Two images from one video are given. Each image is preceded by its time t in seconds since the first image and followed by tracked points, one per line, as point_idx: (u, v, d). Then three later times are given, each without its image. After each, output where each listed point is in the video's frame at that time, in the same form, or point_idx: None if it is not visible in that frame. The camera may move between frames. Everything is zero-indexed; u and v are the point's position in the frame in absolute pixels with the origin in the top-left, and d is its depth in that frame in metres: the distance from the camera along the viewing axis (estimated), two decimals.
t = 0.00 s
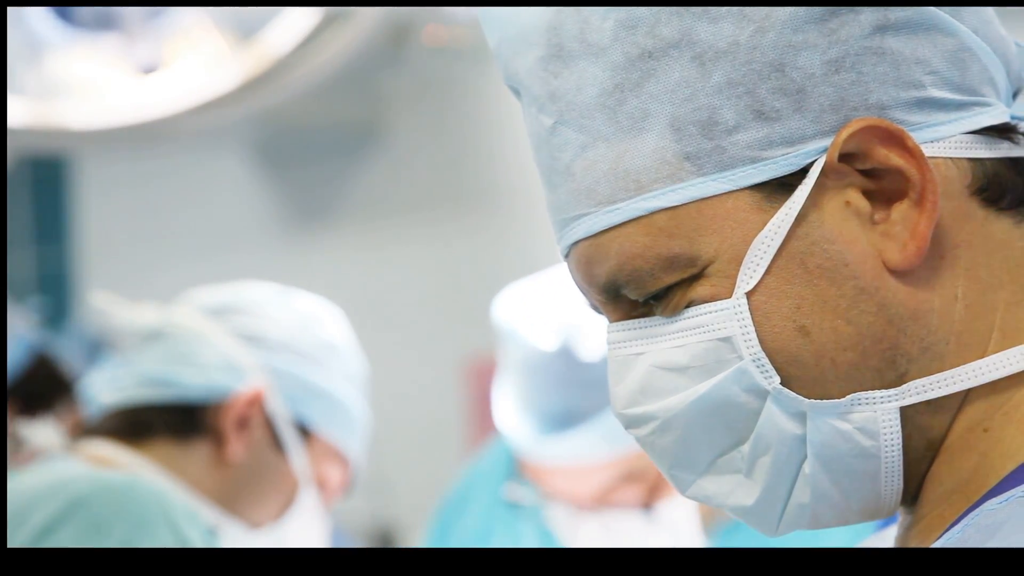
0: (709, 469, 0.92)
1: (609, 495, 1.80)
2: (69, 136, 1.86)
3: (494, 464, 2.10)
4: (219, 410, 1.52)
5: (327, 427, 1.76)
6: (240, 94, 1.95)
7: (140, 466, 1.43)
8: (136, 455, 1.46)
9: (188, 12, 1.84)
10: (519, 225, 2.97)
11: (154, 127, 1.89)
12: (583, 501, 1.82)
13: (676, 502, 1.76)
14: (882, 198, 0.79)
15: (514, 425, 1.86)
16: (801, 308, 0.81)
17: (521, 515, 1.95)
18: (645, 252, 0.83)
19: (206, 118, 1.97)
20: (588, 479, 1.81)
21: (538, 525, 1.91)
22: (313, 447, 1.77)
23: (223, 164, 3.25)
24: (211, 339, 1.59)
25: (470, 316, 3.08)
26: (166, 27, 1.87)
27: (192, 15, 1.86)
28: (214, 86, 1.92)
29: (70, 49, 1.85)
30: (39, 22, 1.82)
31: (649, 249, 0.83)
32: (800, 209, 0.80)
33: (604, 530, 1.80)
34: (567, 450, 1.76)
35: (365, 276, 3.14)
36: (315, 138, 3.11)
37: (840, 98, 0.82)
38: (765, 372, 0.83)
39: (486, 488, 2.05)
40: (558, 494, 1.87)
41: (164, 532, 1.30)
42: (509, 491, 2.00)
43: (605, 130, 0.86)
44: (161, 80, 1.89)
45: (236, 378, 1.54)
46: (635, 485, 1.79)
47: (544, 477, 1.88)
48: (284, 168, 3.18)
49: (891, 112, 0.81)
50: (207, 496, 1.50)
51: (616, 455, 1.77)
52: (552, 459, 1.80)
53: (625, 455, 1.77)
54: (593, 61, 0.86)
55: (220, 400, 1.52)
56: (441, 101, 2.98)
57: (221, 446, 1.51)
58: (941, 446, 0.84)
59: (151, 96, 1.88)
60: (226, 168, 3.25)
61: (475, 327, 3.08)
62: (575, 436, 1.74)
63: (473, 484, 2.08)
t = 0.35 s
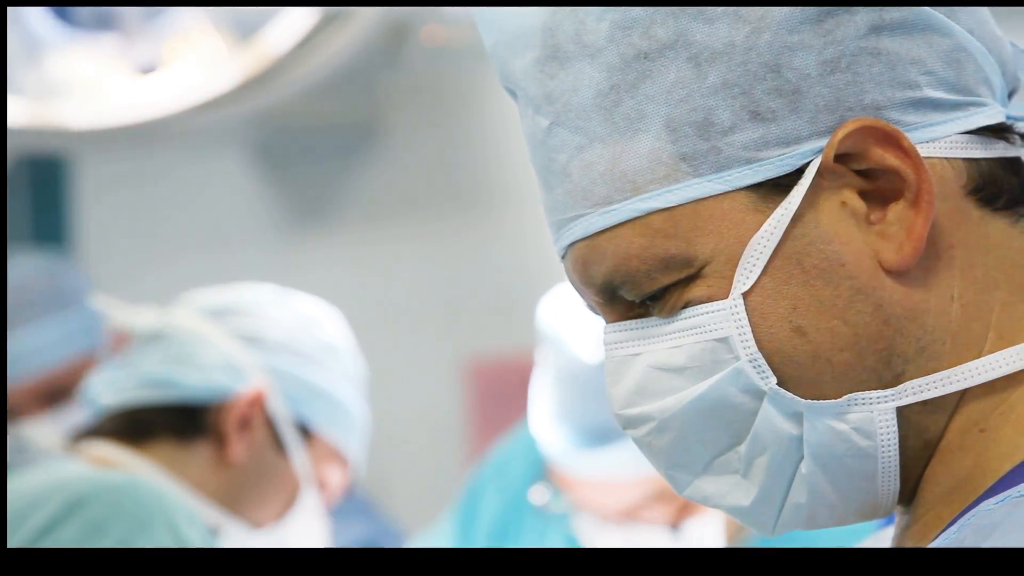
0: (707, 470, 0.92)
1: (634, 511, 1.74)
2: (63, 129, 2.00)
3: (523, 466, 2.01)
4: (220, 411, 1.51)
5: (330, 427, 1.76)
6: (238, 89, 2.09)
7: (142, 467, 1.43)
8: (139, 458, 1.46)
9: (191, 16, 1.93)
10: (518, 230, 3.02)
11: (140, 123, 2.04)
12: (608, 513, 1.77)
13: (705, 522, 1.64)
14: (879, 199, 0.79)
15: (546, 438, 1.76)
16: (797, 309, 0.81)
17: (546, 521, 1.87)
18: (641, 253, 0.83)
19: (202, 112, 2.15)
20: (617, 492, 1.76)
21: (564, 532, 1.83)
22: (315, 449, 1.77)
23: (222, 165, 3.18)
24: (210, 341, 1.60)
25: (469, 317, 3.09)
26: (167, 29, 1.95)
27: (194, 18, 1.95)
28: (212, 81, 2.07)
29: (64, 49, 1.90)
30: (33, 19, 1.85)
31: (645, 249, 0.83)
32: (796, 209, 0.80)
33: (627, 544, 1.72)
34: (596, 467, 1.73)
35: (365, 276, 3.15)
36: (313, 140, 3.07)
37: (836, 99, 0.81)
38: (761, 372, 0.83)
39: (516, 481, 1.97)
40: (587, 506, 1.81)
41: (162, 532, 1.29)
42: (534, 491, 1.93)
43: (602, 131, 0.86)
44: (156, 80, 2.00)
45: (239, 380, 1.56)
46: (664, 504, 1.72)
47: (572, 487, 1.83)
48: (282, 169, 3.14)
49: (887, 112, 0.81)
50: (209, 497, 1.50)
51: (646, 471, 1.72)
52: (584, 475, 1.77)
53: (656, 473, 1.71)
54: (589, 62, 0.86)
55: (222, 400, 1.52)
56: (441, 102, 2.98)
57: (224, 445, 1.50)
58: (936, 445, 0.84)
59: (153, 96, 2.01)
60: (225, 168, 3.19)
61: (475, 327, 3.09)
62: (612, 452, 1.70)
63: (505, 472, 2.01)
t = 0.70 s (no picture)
0: (705, 470, 0.92)
1: (610, 503, 1.71)
2: (64, 132, 2.35)
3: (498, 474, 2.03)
4: (220, 412, 1.51)
5: (325, 426, 1.76)
6: (235, 92, 2.39)
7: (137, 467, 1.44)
8: (135, 454, 1.46)
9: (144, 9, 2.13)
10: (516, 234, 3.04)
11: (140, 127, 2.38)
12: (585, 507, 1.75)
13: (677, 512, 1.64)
14: (878, 198, 0.79)
15: (522, 434, 1.80)
16: (797, 309, 0.81)
17: (521, 523, 1.88)
18: (640, 253, 0.83)
19: (205, 117, 2.46)
20: (591, 487, 1.73)
21: (539, 533, 1.85)
22: (313, 448, 1.76)
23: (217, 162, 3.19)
24: (208, 342, 1.60)
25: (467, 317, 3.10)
26: (162, 31, 2.21)
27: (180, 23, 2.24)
28: (210, 85, 2.38)
29: (66, 48, 2.20)
30: (38, 22, 2.13)
31: (644, 249, 0.83)
32: (795, 209, 0.80)
33: (606, 541, 1.70)
34: (571, 458, 1.70)
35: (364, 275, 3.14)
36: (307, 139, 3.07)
37: (835, 98, 0.81)
38: (760, 371, 0.83)
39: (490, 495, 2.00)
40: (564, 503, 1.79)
41: (157, 535, 1.28)
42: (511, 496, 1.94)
43: (601, 131, 0.85)
44: (156, 79, 2.33)
45: (237, 379, 1.56)
46: (639, 496, 1.69)
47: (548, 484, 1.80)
48: (277, 166, 3.12)
49: (886, 112, 0.81)
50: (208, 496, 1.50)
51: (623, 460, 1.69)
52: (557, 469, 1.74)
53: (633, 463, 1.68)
54: (588, 62, 0.86)
55: (221, 400, 1.52)
56: (437, 102, 2.98)
57: (223, 445, 1.50)
58: (935, 445, 0.84)
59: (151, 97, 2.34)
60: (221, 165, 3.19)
61: (472, 327, 3.10)
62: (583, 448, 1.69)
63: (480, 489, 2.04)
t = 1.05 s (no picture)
0: (704, 469, 0.93)
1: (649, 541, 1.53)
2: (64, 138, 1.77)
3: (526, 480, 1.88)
4: (218, 411, 1.51)
5: (323, 425, 1.76)
6: (235, 94, 1.76)
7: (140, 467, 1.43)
8: (135, 456, 1.46)
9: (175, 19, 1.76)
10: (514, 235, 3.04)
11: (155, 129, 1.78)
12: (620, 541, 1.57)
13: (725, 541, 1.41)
14: (876, 198, 0.79)
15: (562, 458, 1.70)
16: (795, 309, 0.81)
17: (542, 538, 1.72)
18: (638, 254, 0.83)
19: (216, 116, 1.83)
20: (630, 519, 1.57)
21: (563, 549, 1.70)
22: (311, 448, 1.77)
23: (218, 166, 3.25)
24: (207, 342, 1.60)
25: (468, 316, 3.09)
26: (164, 27, 1.77)
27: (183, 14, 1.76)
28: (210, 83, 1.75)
29: (64, 50, 1.75)
30: (32, 19, 1.71)
31: (643, 250, 0.83)
32: (794, 210, 0.80)
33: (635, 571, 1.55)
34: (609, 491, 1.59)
35: (365, 274, 3.14)
36: (307, 138, 3.07)
37: (833, 99, 0.81)
38: (759, 373, 0.83)
39: (514, 493, 1.87)
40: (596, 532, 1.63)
41: (153, 534, 1.28)
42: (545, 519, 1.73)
43: (599, 132, 0.85)
44: (156, 80, 1.78)
45: (234, 380, 1.55)
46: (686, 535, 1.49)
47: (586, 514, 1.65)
48: (277, 167, 3.16)
49: (883, 112, 0.81)
50: (207, 496, 1.50)
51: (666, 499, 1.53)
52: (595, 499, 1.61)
53: (676, 497, 1.51)
54: (586, 63, 0.86)
55: (218, 401, 1.52)
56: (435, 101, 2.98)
57: (222, 445, 1.51)
58: (933, 444, 0.85)
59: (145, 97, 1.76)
60: (224, 166, 3.24)
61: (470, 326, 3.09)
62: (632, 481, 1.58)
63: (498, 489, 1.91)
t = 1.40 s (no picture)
0: (697, 477, 0.93)
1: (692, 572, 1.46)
2: (59, 133, 2.07)
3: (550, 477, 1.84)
4: (216, 411, 1.53)
5: (319, 423, 1.77)
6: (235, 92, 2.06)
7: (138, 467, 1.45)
8: (134, 456, 1.47)
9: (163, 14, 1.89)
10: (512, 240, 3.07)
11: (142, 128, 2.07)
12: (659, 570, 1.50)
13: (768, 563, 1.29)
14: (853, 204, 0.79)
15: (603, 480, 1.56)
16: (774, 316, 0.81)
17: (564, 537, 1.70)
18: (619, 265, 0.83)
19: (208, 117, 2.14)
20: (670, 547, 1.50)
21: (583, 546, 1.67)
22: (311, 448, 1.78)
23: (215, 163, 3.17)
24: (206, 342, 1.60)
25: (470, 318, 3.11)
26: (161, 31, 1.93)
27: (183, 17, 1.92)
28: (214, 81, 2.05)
29: (65, 48, 1.90)
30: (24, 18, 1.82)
31: (624, 261, 0.83)
32: (770, 217, 0.80)
33: None
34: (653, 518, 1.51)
35: (365, 275, 3.17)
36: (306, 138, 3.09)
37: (808, 106, 0.81)
38: (740, 380, 0.83)
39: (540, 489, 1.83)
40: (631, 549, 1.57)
41: (152, 534, 1.30)
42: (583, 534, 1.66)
43: (579, 143, 0.86)
44: (154, 79, 2.03)
45: (232, 379, 1.56)
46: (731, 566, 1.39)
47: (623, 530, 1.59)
48: (280, 167, 3.16)
49: (859, 117, 0.81)
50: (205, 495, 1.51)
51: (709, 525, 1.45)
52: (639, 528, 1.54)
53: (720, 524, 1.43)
54: (566, 75, 0.87)
55: (216, 400, 1.53)
56: (439, 106, 2.96)
57: (220, 445, 1.52)
58: (923, 446, 0.84)
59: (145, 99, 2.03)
60: (223, 168, 3.17)
61: (471, 328, 3.11)
62: (664, 504, 1.49)
63: (530, 476, 1.87)
